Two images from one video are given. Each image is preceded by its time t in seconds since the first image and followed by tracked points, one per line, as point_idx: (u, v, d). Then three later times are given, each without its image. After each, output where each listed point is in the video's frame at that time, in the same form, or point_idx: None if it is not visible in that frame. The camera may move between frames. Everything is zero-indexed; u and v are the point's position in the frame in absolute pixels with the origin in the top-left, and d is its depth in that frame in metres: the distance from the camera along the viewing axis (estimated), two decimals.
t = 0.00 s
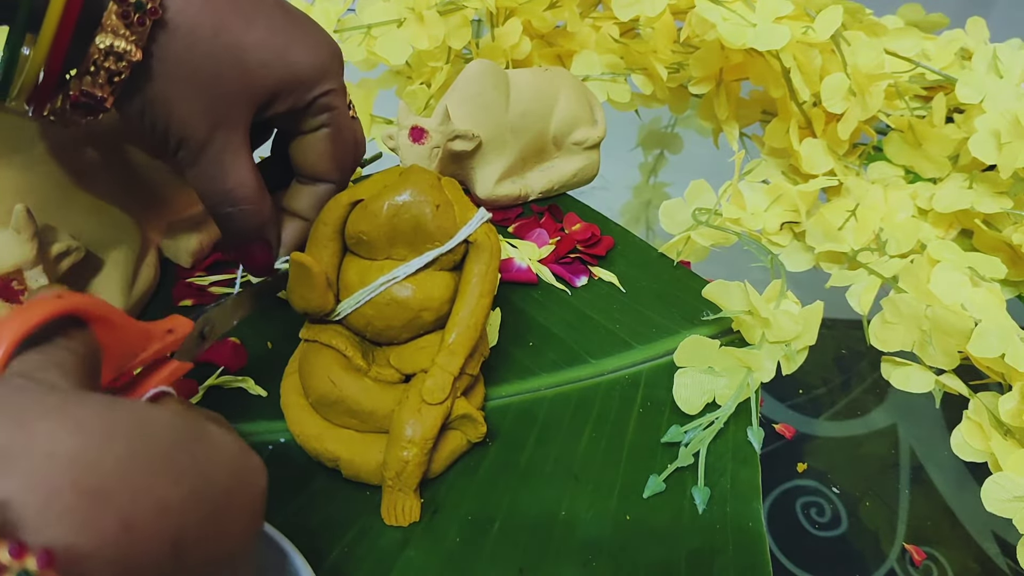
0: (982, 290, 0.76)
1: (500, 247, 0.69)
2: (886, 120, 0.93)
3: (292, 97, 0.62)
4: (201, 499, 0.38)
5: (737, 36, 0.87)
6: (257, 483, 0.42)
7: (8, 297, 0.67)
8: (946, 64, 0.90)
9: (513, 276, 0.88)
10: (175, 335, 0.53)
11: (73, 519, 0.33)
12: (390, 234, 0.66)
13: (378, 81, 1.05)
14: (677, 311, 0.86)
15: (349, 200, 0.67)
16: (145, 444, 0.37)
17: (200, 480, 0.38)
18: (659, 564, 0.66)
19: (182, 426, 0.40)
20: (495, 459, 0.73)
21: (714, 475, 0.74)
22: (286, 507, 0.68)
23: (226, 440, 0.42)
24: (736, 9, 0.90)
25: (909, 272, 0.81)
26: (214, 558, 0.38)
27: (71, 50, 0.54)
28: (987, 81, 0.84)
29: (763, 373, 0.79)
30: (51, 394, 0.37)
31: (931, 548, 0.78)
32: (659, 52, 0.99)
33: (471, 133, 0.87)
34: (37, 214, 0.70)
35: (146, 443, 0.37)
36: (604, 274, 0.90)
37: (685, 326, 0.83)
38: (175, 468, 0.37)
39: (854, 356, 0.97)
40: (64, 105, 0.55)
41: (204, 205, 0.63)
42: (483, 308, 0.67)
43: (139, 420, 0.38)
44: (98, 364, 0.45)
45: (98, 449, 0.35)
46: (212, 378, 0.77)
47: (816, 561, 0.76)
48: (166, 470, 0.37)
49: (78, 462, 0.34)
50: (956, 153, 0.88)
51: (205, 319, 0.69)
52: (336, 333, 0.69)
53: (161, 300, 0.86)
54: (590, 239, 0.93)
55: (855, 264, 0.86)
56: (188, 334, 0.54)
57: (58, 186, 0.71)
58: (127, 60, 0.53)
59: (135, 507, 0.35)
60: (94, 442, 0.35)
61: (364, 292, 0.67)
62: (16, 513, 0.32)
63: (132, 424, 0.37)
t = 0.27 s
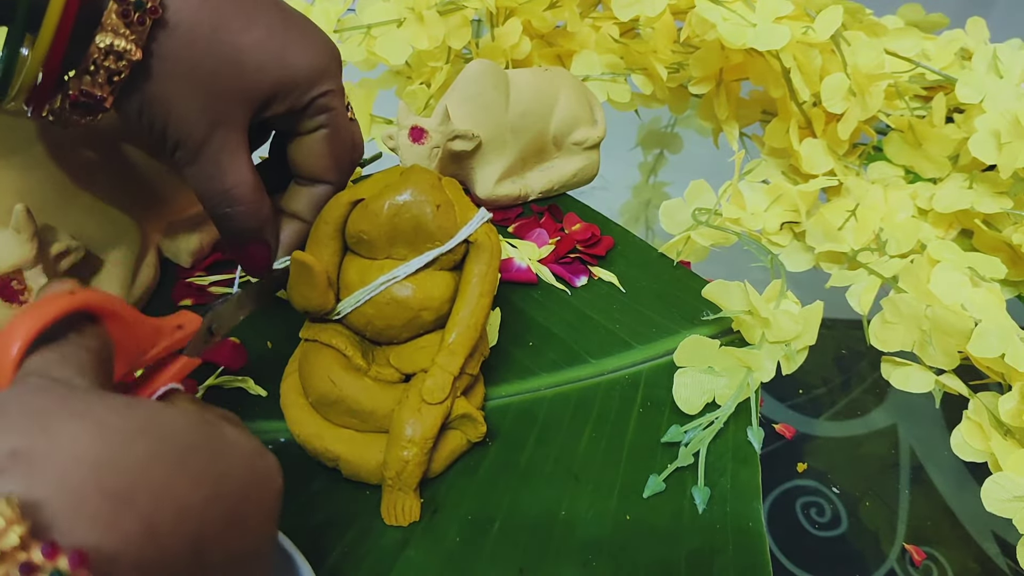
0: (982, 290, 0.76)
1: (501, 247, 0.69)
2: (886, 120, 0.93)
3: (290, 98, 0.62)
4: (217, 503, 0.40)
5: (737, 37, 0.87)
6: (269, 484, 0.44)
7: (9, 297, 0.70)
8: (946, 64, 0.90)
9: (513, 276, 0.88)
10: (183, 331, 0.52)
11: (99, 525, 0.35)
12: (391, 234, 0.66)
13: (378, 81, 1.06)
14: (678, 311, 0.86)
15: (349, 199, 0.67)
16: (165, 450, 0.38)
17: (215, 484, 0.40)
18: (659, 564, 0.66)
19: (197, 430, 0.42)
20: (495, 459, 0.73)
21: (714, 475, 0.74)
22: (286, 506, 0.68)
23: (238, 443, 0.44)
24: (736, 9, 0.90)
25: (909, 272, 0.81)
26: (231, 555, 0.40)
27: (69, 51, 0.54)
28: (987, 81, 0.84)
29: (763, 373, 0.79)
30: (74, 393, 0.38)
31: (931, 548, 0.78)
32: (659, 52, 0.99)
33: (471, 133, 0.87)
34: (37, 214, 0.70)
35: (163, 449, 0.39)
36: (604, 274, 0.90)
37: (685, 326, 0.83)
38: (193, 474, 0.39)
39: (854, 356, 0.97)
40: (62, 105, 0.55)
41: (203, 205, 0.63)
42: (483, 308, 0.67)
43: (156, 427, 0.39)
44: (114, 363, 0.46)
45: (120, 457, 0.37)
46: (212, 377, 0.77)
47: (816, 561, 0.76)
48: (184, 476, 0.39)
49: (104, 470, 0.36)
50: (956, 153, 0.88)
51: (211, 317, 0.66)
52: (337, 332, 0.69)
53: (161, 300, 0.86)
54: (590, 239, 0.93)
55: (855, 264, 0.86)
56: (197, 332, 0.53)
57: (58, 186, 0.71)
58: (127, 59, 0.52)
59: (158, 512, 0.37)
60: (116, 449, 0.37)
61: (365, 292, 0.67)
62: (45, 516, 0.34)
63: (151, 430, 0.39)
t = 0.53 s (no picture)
0: (982, 290, 0.76)
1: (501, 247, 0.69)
2: (886, 120, 0.93)
3: (288, 93, 0.60)
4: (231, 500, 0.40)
5: (737, 37, 0.87)
6: (280, 478, 0.44)
7: (9, 297, 0.69)
8: (946, 64, 0.90)
9: (513, 276, 0.88)
10: (191, 327, 0.52)
11: (112, 526, 0.35)
12: (391, 234, 0.66)
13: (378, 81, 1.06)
14: (678, 311, 0.86)
15: (349, 199, 0.67)
16: (177, 447, 0.39)
17: (227, 481, 0.40)
18: (659, 564, 0.66)
19: (207, 427, 0.41)
20: (495, 459, 0.73)
21: (714, 475, 0.74)
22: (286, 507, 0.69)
23: (249, 438, 0.44)
24: (736, 9, 0.90)
25: (909, 271, 0.81)
26: (241, 553, 0.41)
27: (70, 45, 0.52)
28: (987, 81, 0.84)
29: (762, 373, 0.79)
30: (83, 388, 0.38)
31: (931, 548, 0.78)
32: (659, 52, 0.99)
33: (471, 133, 0.87)
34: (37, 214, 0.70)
35: (173, 448, 0.39)
36: (604, 274, 0.90)
37: (685, 326, 0.83)
38: (204, 473, 0.39)
39: (854, 356, 0.97)
40: (61, 100, 0.53)
41: (201, 203, 0.60)
42: (483, 308, 0.67)
43: (167, 424, 0.39)
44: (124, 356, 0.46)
45: (127, 456, 0.37)
46: (212, 377, 0.77)
47: (815, 561, 0.76)
48: (197, 471, 0.39)
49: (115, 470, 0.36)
50: (956, 153, 0.88)
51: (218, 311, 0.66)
52: (337, 332, 0.69)
53: (161, 300, 0.86)
54: (590, 239, 0.92)
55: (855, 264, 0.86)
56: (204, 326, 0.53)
57: (58, 186, 0.71)
58: (128, 53, 0.50)
59: (172, 509, 0.37)
60: (130, 443, 0.37)
61: (364, 292, 0.67)
62: (62, 516, 0.34)
63: (160, 428, 0.39)
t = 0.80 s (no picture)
0: (982, 290, 0.76)
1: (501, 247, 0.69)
2: (886, 120, 0.93)
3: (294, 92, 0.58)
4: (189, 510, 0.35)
5: (737, 37, 0.87)
6: (241, 485, 0.39)
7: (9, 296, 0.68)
8: (946, 64, 0.90)
9: (513, 277, 0.88)
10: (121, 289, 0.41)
11: (17, 552, 0.29)
12: (390, 234, 0.66)
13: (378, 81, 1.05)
14: (678, 311, 0.86)
15: (348, 200, 0.67)
16: (131, 445, 0.34)
17: (182, 486, 0.35)
18: (659, 564, 0.66)
19: (160, 426, 0.36)
20: (495, 459, 0.73)
21: (713, 475, 0.74)
22: (285, 507, 0.69)
23: (206, 438, 0.38)
24: (736, 9, 0.90)
25: (909, 271, 0.81)
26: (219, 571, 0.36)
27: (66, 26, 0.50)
28: (987, 81, 0.84)
29: (763, 373, 0.79)
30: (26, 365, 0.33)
31: (931, 548, 0.78)
32: (659, 52, 0.99)
33: (472, 133, 0.87)
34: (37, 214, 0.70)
35: (117, 448, 0.33)
36: (604, 274, 0.90)
37: (685, 326, 0.83)
38: (154, 479, 0.34)
39: (854, 356, 0.97)
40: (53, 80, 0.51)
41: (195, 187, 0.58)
42: (483, 308, 0.67)
43: (108, 417, 0.34)
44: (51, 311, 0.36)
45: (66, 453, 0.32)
46: (212, 378, 0.77)
47: (815, 561, 0.76)
48: (157, 494, 0.34)
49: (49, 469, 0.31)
50: (956, 153, 0.88)
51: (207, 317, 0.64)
52: (337, 332, 0.69)
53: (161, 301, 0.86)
54: (590, 239, 0.92)
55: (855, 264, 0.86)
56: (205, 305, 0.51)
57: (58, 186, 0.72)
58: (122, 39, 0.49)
59: (130, 544, 0.32)
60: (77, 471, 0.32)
61: (364, 292, 0.67)
62: None
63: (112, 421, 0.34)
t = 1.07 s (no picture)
0: (982, 290, 0.76)
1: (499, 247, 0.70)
2: (886, 120, 0.93)
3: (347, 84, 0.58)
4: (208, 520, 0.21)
5: (737, 37, 0.87)
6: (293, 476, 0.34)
7: (8, 297, 0.67)
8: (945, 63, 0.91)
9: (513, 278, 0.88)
10: None
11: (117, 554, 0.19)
12: (390, 233, 0.66)
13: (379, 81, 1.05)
14: (680, 313, 0.85)
15: (348, 199, 0.67)
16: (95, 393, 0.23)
17: (208, 426, 0.23)
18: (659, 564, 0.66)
19: (235, 350, 0.26)
20: (495, 460, 0.73)
21: (714, 475, 0.74)
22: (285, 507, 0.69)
23: (223, 351, 0.26)
24: (736, 9, 0.90)
25: (909, 271, 0.81)
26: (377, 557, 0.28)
27: None
28: (987, 81, 0.84)
29: (763, 373, 0.79)
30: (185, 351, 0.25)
31: (931, 548, 0.78)
32: (659, 52, 0.99)
33: (471, 133, 0.87)
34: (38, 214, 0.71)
35: (189, 414, 0.23)
36: (604, 274, 0.90)
37: (685, 326, 0.84)
38: (195, 424, 0.23)
39: (855, 356, 0.97)
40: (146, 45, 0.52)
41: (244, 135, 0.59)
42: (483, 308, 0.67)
43: (187, 395, 0.23)
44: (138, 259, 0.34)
45: (194, 446, 0.22)
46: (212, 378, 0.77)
47: (815, 561, 0.76)
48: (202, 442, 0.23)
49: (64, 457, 0.21)
50: (956, 153, 0.88)
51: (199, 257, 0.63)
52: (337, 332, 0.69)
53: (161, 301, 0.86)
54: (590, 239, 0.92)
55: (855, 264, 0.86)
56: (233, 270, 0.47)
57: (62, 188, 0.73)
58: None
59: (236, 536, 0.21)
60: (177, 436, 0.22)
61: (363, 292, 0.67)
62: None
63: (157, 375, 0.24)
